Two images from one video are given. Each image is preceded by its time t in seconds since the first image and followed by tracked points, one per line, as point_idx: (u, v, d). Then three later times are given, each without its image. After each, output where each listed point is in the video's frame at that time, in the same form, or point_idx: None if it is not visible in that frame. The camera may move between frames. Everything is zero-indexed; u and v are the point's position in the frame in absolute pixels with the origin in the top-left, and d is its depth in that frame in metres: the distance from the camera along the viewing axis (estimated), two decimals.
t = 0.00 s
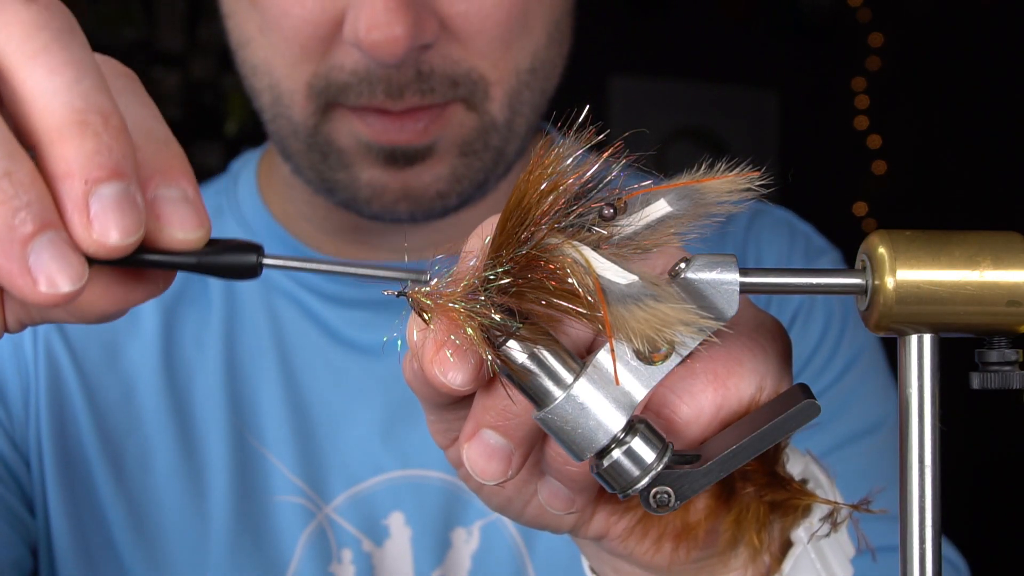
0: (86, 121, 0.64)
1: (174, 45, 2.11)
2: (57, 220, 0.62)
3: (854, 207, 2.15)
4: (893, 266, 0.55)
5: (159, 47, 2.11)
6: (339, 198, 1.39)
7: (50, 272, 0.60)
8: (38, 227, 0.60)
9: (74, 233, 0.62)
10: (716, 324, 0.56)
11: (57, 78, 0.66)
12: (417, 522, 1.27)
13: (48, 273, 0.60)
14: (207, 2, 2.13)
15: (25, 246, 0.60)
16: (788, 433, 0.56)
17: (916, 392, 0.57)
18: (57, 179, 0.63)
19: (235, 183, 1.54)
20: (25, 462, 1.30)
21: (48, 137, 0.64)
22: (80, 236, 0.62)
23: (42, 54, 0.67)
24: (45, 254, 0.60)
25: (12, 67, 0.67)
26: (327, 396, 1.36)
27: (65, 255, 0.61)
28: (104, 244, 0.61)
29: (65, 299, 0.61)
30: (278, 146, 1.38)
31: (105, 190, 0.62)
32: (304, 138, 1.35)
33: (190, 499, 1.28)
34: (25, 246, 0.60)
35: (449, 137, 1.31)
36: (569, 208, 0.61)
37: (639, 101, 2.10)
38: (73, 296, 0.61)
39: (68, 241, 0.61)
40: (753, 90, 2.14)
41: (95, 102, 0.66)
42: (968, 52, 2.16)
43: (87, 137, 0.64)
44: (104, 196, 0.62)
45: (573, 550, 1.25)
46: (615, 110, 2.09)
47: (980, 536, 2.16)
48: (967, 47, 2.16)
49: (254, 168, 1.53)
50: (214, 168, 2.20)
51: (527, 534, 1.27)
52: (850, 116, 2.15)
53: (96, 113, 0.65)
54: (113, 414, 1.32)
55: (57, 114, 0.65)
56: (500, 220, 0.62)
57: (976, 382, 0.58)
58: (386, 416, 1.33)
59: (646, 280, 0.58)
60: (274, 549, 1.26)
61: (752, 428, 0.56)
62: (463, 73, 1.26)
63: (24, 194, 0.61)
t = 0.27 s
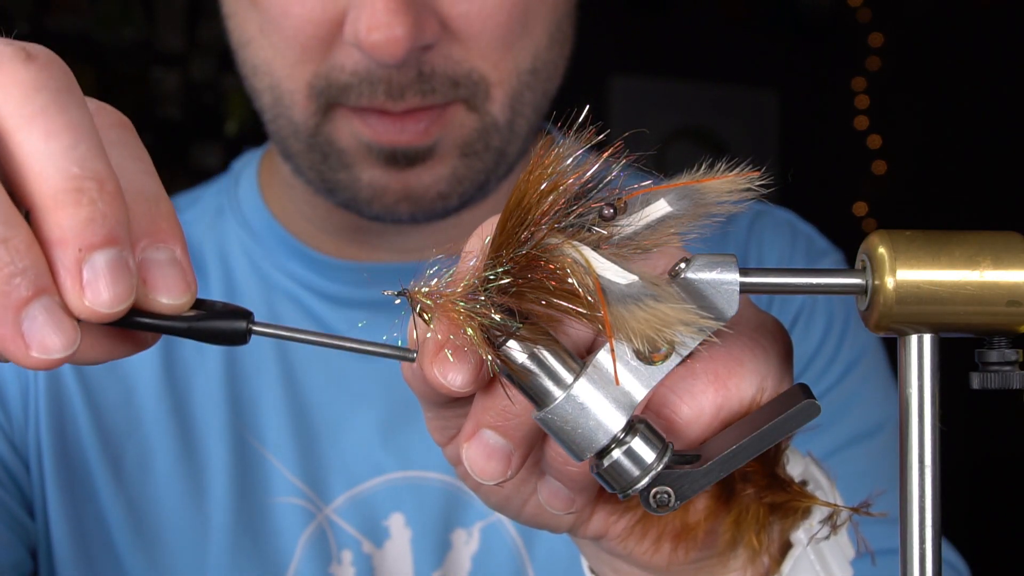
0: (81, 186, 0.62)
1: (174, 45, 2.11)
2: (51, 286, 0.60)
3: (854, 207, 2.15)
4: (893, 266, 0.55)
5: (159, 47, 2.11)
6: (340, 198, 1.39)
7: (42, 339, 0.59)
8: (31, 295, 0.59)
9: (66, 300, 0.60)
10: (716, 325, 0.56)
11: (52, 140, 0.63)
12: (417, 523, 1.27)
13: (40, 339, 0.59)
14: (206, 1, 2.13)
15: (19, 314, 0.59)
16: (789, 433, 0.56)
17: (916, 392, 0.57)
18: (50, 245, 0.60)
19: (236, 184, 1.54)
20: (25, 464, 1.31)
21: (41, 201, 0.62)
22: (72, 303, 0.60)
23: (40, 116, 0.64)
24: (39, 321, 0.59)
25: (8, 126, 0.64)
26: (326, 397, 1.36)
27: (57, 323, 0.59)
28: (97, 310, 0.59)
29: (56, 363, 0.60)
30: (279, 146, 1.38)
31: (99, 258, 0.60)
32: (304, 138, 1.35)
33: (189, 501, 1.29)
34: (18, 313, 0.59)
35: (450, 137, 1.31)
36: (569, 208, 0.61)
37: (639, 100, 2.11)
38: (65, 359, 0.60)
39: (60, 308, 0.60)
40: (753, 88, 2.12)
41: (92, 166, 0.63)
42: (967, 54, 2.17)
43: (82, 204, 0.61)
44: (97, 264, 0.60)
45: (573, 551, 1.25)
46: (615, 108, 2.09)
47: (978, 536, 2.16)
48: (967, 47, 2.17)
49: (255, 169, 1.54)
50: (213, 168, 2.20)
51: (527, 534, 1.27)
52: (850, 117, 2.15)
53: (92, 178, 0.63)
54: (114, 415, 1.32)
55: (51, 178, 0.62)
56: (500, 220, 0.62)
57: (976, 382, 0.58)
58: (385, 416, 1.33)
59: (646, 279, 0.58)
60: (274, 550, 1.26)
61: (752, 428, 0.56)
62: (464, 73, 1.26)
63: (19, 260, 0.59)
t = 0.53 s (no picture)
0: (89, 212, 0.60)
1: (174, 45, 2.11)
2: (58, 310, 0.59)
3: (853, 208, 2.15)
4: (893, 267, 0.55)
5: (159, 47, 2.11)
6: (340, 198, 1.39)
7: (49, 361, 0.59)
8: (38, 320, 0.59)
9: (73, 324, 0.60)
10: (716, 324, 0.56)
11: (61, 165, 0.62)
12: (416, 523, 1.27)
13: (48, 361, 0.59)
14: (207, 2, 2.13)
15: (28, 337, 0.59)
16: (789, 433, 0.56)
17: (916, 392, 0.57)
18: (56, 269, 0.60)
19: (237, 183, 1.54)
20: (25, 465, 1.31)
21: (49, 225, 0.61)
22: (78, 327, 0.60)
23: (50, 141, 0.63)
24: (47, 344, 0.59)
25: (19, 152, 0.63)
26: (326, 397, 1.36)
27: (64, 346, 0.59)
28: (102, 334, 0.59)
29: (65, 382, 0.61)
30: (280, 146, 1.38)
31: (105, 285, 0.59)
32: (304, 138, 1.35)
33: (189, 502, 1.29)
34: (27, 336, 0.59)
35: (450, 138, 1.31)
36: (569, 208, 0.61)
37: (639, 100, 2.11)
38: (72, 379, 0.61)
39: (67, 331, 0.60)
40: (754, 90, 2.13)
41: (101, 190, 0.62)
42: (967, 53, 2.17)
43: (90, 229, 0.60)
44: (104, 288, 0.59)
45: (573, 550, 1.25)
46: (615, 108, 2.09)
47: (978, 536, 2.16)
48: (968, 47, 2.16)
49: (256, 169, 1.54)
50: (212, 169, 2.19)
51: (527, 534, 1.27)
52: (850, 117, 2.15)
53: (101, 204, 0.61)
54: (113, 415, 1.32)
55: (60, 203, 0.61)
56: (500, 220, 0.62)
57: (976, 382, 0.58)
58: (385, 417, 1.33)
59: (646, 279, 0.58)
60: (274, 551, 1.26)
61: (752, 428, 0.56)
62: (465, 74, 1.26)
63: (29, 284, 0.58)
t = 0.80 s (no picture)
0: (100, 229, 0.60)
1: (174, 46, 2.11)
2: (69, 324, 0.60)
3: (853, 208, 2.15)
4: (893, 267, 0.55)
5: (159, 48, 2.11)
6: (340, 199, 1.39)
7: (60, 375, 0.59)
8: (50, 334, 0.59)
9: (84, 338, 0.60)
10: (716, 324, 0.56)
11: (73, 183, 0.62)
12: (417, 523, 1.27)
13: (59, 375, 0.59)
14: (207, 2, 2.13)
15: (40, 350, 0.59)
16: (789, 433, 0.56)
17: (916, 392, 0.57)
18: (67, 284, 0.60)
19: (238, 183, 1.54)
20: (25, 465, 1.31)
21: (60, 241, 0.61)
22: (88, 341, 0.60)
23: (64, 160, 0.62)
24: (57, 357, 0.59)
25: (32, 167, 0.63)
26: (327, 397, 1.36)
27: (73, 360, 0.60)
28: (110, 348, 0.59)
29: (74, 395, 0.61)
30: (281, 147, 1.38)
31: (115, 300, 0.60)
32: (305, 138, 1.35)
33: (189, 502, 1.29)
34: (39, 349, 0.59)
35: (451, 138, 1.31)
36: (569, 208, 0.61)
37: (639, 100, 2.11)
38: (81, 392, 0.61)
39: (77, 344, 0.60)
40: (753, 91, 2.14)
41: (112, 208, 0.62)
42: (967, 53, 2.16)
43: (103, 248, 0.60)
44: (114, 304, 0.60)
45: (573, 550, 1.25)
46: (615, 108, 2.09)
47: (977, 536, 2.16)
48: (968, 47, 2.16)
49: (256, 170, 1.53)
50: (213, 169, 2.19)
51: (527, 534, 1.27)
52: (850, 117, 2.16)
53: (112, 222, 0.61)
54: (113, 415, 1.32)
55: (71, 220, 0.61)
56: (500, 220, 0.62)
57: (976, 382, 0.58)
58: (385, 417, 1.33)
59: (646, 279, 0.58)
60: (274, 551, 1.26)
61: (752, 428, 0.56)
62: (466, 74, 1.26)
63: (42, 299, 0.59)
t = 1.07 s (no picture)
0: (113, 205, 0.62)
1: (174, 46, 2.11)
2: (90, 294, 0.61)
3: (853, 207, 2.16)
4: (893, 267, 0.55)
5: (159, 48, 2.11)
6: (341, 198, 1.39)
7: (83, 344, 0.61)
8: (71, 305, 0.61)
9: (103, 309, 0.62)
10: (715, 325, 0.56)
11: (86, 162, 0.64)
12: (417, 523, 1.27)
13: (82, 344, 0.61)
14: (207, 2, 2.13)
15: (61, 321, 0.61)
16: (789, 433, 0.56)
17: (916, 392, 0.57)
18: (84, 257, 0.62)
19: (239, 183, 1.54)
20: (25, 463, 1.30)
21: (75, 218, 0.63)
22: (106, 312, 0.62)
23: (74, 140, 0.64)
24: (79, 329, 0.61)
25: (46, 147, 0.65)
26: (327, 397, 1.36)
27: (94, 329, 0.61)
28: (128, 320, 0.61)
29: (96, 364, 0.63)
30: (282, 146, 1.38)
31: (130, 271, 0.61)
32: (306, 138, 1.35)
33: (191, 500, 1.28)
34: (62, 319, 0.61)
35: (452, 137, 1.31)
36: (569, 208, 0.61)
37: (639, 100, 2.11)
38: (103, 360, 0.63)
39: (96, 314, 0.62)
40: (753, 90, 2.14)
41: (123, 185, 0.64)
42: (968, 53, 2.16)
43: (117, 222, 0.62)
44: (128, 275, 0.61)
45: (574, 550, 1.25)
46: (615, 109, 2.09)
47: (977, 536, 2.16)
48: (968, 46, 2.16)
49: (258, 169, 1.54)
50: (213, 168, 2.19)
51: (527, 534, 1.28)
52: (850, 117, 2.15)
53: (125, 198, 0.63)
54: (115, 415, 1.32)
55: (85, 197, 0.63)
56: (500, 220, 0.62)
57: (976, 382, 0.58)
58: (386, 417, 1.33)
59: (646, 279, 0.58)
60: (275, 550, 1.26)
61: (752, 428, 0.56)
62: (467, 74, 1.26)
63: (63, 274, 0.61)
